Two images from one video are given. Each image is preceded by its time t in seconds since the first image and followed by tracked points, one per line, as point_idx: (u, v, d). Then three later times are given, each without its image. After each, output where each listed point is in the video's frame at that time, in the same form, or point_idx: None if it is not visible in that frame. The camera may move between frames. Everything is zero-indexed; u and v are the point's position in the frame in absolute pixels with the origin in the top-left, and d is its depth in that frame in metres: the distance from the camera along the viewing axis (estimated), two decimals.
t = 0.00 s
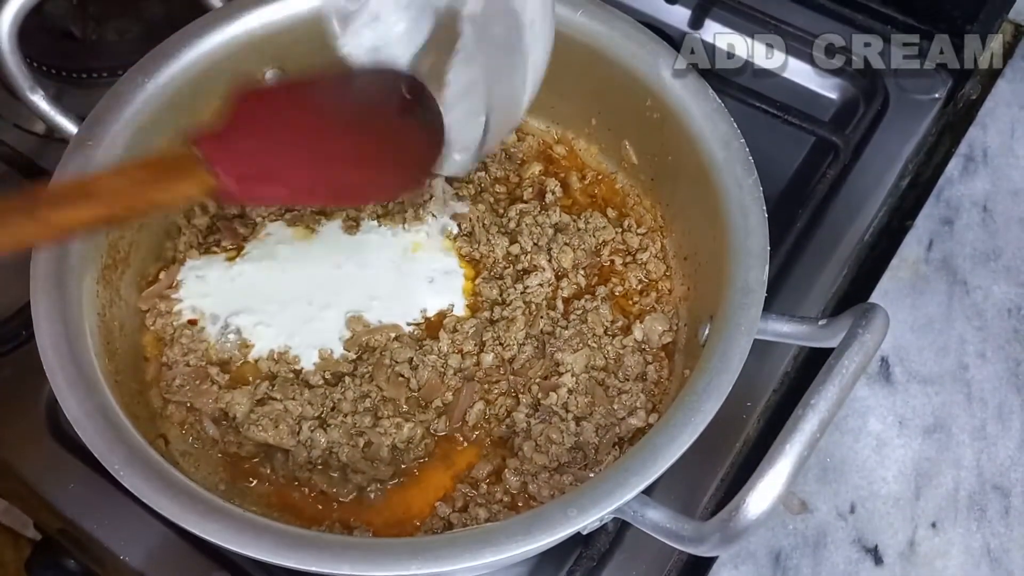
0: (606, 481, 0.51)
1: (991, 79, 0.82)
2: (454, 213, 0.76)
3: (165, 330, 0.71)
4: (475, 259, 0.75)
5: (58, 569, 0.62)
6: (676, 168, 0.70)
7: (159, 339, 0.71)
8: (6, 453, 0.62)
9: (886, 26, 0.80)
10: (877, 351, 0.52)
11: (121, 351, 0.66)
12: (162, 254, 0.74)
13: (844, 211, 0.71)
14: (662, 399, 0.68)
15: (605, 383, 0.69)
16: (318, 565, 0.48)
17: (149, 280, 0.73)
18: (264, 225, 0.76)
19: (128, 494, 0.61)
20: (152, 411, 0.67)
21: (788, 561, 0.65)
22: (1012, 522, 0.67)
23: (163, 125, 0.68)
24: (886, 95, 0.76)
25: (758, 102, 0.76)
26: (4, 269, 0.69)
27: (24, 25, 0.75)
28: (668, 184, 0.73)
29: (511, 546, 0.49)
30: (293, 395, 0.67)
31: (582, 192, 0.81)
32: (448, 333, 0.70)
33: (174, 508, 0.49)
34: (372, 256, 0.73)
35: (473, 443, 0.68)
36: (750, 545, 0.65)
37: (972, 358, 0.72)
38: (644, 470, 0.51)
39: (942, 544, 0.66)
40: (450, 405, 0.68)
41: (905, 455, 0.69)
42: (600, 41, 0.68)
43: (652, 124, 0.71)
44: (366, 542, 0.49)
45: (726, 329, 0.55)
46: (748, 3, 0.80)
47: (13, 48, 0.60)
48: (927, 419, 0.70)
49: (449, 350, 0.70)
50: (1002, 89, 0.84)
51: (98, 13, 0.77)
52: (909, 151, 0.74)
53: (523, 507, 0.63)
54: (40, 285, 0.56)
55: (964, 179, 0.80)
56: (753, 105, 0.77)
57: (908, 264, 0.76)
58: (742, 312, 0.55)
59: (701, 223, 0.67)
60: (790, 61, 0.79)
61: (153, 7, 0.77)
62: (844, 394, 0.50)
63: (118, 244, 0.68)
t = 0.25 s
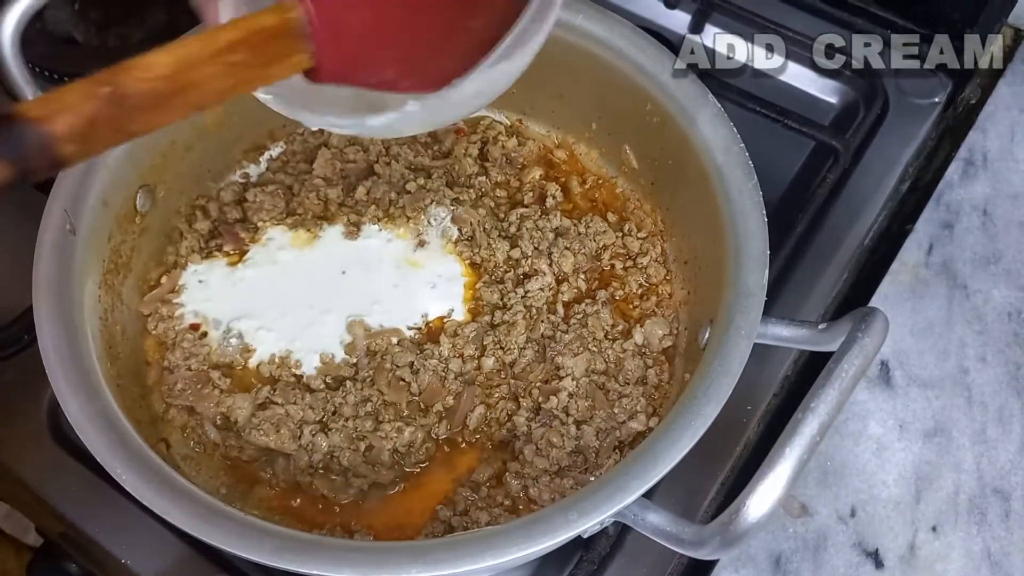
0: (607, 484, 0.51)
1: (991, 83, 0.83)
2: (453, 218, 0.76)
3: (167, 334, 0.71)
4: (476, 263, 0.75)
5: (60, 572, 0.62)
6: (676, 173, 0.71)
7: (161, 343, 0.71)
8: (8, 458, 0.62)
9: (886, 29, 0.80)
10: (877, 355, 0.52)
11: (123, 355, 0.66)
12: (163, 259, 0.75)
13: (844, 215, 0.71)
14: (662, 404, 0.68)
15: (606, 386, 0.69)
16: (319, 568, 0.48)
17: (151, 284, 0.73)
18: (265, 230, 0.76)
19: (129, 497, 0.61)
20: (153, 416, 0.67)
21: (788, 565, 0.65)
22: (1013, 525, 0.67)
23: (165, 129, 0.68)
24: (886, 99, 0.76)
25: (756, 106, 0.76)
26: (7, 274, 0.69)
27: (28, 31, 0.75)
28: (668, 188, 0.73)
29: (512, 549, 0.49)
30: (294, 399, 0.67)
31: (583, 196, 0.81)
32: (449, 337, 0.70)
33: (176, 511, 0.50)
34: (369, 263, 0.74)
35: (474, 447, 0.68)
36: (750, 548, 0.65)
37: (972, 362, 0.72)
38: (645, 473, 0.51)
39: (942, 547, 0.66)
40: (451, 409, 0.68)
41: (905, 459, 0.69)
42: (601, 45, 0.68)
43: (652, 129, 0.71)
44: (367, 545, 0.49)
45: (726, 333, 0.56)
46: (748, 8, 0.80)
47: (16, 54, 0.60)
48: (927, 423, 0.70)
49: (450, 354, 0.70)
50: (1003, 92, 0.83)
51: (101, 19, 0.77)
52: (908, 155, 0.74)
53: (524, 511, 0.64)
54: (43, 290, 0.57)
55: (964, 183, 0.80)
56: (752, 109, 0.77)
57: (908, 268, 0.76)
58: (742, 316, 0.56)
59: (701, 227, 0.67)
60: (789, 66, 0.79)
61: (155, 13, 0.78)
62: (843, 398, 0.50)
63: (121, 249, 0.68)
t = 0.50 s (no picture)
0: (608, 482, 0.51)
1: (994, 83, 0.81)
2: (455, 216, 0.76)
3: (168, 332, 0.71)
4: (477, 261, 0.75)
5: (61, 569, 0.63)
6: (678, 171, 0.70)
7: (162, 340, 0.71)
8: (10, 455, 0.62)
9: (887, 28, 0.79)
10: (878, 353, 0.52)
11: (125, 353, 0.66)
12: (165, 256, 0.74)
13: (846, 214, 0.71)
14: (664, 402, 0.68)
15: (607, 384, 0.69)
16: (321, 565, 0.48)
17: (153, 282, 0.73)
18: (266, 228, 0.76)
19: (130, 495, 0.61)
20: (155, 413, 0.67)
21: (789, 563, 0.65)
22: (1014, 523, 0.67)
23: (167, 127, 0.68)
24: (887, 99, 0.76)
25: (758, 104, 0.76)
26: (9, 272, 0.69)
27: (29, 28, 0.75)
28: (670, 186, 0.73)
29: (514, 546, 0.49)
30: (296, 397, 0.67)
31: (584, 194, 0.81)
32: (450, 336, 0.70)
33: (177, 508, 0.50)
34: (370, 261, 0.74)
35: (476, 445, 0.68)
36: (752, 546, 0.65)
37: (974, 361, 0.72)
38: (647, 470, 0.51)
39: (943, 545, 0.66)
40: (453, 407, 0.68)
41: (907, 457, 0.69)
42: (603, 43, 0.68)
43: (654, 127, 0.71)
44: (368, 543, 0.49)
45: (728, 330, 0.56)
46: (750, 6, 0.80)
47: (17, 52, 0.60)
48: (929, 421, 0.70)
49: (451, 352, 0.70)
50: (1003, 92, 0.83)
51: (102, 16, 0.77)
52: (910, 154, 0.74)
53: (526, 509, 0.64)
54: (45, 288, 0.57)
55: (965, 182, 0.80)
56: (753, 108, 0.77)
57: (909, 267, 0.76)
58: (744, 314, 0.56)
59: (703, 225, 0.67)
60: (790, 64, 0.79)
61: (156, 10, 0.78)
62: (845, 396, 0.50)
63: (122, 247, 0.68)
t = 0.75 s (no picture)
0: (608, 485, 0.51)
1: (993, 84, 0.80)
2: (454, 218, 0.76)
3: (169, 334, 0.71)
4: (477, 264, 0.75)
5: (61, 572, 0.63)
6: (677, 174, 0.70)
7: (163, 343, 0.71)
8: (10, 458, 0.62)
9: (887, 29, 0.79)
10: (878, 356, 0.52)
11: (126, 355, 0.66)
12: (165, 258, 0.74)
13: (846, 217, 0.71)
14: (664, 404, 0.68)
15: (607, 387, 0.69)
16: (320, 567, 0.48)
17: (153, 284, 0.73)
18: (266, 230, 0.76)
19: (130, 497, 0.61)
20: (156, 416, 0.67)
21: (789, 565, 0.65)
22: (1013, 525, 0.67)
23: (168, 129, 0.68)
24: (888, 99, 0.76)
25: (758, 106, 0.75)
26: (9, 274, 0.69)
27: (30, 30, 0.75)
28: (670, 189, 0.73)
29: (513, 549, 0.49)
30: (296, 400, 0.67)
31: (584, 197, 0.81)
32: (450, 338, 0.71)
33: (177, 510, 0.50)
34: (370, 264, 0.74)
35: (475, 447, 0.68)
36: (752, 548, 0.65)
37: (974, 362, 0.72)
38: (646, 473, 0.51)
39: (944, 548, 0.66)
40: (453, 409, 0.68)
41: (907, 459, 0.69)
42: (602, 46, 0.68)
43: (653, 129, 0.71)
44: (368, 545, 0.49)
45: (727, 333, 0.56)
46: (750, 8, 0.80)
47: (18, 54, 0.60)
48: (929, 423, 0.70)
49: (451, 354, 0.70)
50: (1003, 93, 0.83)
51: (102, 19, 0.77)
52: (910, 156, 0.74)
53: (526, 511, 0.64)
54: (46, 290, 0.57)
55: (965, 184, 0.80)
56: (754, 110, 0.76)
57: (909, 268, 0.76)
58: (743, 316, 0.56)
59: (703, 228, 0.67)
60: (790, 66, 0.80)
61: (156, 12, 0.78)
62: (845, 399, 0.50)
63: (123, 249, 0.68)
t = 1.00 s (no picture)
0: (609, 485, 0.51)
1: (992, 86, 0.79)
2: (455, 219, 0.76)
3: (170, 334, 0.71)
4: (478, 264, 0.75)
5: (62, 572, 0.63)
6: (679, 174, 0.70)
7: (164, 342, 0.71)
8: (11, 457, 0.62)
9: (887, 30, 0.79)
10: (879, 356, 0.52)
11: (126, 355, 0.66)
12: (166, 258, 0.74)
13: (846, 217, 0.71)
14: (665, 404, 0.68)
15: (608, 387, 0.69)
16: (321, 567, 0.48)
17: (154, 283, 0.73)
18: (267, 229, 0.76)
19: (131, 497, 0.61)
20: (156, 415, 0.67)
21: (790, 565, 0.65)
22: (1014, 526, 0.67)
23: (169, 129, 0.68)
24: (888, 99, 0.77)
25: (758, 107, 0.76)
26: (10, 273, 0.69)
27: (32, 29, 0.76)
28: (671, 189, 0.73)
29: (514, 550, 0.49)
30: (296, 400, 0.67)
31: (585, 197, 0.81)
32: (451, 338, 0.71)
33: (179, 510, 0.50)
34: (371, 264, 0.74)
35: (476, 447, 0.68)
36: (753, 548, 0.65)
37: (974, 363, 0.72)
38: (647, 473, 0.51)
39: (944, 548, 0.66)
40: (454, 409, 0.68)
41: (907, 459, 0.69)
42: (604, 46, 0.68)
43: (654, 129, 0.71)
44: (369, 546, 0.49)
45: (729, 333, 0.56)
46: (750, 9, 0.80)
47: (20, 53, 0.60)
48: (929, 423, 0.70)
49: (452, 354, 0.70)
50: (1004, 93, 0.83)
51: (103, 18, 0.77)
52: (911, 156, 0.74)
53: (526, 511, 0.64)
54: (46, 289, 0.57)
55: (966, 184, 0.80)
56: (754, 110, 0.76)
57: (910, 268, 0.76)
58: (745, 316, 0.56)
59: (704, 228, 0.67)
60: (790, 66, 0.79)
61: (157, 11, 0.78)
62: (845, 398, 0.50)
63: (124, 249, 0.69)
